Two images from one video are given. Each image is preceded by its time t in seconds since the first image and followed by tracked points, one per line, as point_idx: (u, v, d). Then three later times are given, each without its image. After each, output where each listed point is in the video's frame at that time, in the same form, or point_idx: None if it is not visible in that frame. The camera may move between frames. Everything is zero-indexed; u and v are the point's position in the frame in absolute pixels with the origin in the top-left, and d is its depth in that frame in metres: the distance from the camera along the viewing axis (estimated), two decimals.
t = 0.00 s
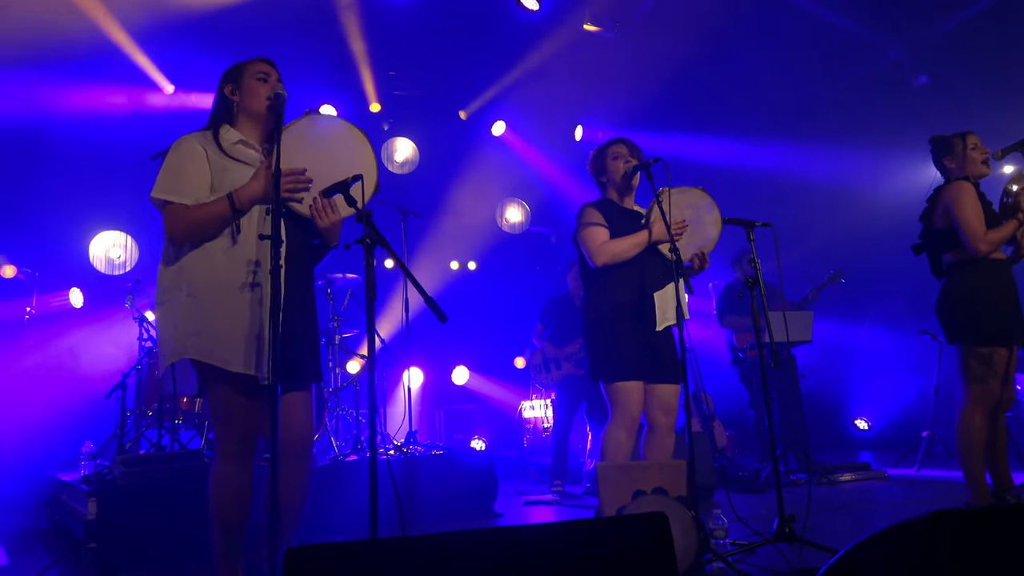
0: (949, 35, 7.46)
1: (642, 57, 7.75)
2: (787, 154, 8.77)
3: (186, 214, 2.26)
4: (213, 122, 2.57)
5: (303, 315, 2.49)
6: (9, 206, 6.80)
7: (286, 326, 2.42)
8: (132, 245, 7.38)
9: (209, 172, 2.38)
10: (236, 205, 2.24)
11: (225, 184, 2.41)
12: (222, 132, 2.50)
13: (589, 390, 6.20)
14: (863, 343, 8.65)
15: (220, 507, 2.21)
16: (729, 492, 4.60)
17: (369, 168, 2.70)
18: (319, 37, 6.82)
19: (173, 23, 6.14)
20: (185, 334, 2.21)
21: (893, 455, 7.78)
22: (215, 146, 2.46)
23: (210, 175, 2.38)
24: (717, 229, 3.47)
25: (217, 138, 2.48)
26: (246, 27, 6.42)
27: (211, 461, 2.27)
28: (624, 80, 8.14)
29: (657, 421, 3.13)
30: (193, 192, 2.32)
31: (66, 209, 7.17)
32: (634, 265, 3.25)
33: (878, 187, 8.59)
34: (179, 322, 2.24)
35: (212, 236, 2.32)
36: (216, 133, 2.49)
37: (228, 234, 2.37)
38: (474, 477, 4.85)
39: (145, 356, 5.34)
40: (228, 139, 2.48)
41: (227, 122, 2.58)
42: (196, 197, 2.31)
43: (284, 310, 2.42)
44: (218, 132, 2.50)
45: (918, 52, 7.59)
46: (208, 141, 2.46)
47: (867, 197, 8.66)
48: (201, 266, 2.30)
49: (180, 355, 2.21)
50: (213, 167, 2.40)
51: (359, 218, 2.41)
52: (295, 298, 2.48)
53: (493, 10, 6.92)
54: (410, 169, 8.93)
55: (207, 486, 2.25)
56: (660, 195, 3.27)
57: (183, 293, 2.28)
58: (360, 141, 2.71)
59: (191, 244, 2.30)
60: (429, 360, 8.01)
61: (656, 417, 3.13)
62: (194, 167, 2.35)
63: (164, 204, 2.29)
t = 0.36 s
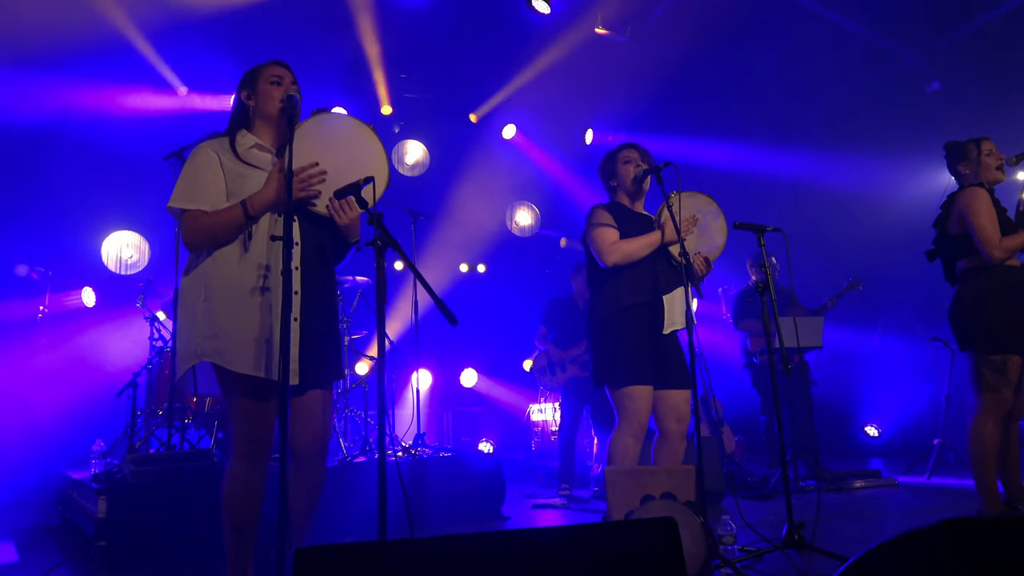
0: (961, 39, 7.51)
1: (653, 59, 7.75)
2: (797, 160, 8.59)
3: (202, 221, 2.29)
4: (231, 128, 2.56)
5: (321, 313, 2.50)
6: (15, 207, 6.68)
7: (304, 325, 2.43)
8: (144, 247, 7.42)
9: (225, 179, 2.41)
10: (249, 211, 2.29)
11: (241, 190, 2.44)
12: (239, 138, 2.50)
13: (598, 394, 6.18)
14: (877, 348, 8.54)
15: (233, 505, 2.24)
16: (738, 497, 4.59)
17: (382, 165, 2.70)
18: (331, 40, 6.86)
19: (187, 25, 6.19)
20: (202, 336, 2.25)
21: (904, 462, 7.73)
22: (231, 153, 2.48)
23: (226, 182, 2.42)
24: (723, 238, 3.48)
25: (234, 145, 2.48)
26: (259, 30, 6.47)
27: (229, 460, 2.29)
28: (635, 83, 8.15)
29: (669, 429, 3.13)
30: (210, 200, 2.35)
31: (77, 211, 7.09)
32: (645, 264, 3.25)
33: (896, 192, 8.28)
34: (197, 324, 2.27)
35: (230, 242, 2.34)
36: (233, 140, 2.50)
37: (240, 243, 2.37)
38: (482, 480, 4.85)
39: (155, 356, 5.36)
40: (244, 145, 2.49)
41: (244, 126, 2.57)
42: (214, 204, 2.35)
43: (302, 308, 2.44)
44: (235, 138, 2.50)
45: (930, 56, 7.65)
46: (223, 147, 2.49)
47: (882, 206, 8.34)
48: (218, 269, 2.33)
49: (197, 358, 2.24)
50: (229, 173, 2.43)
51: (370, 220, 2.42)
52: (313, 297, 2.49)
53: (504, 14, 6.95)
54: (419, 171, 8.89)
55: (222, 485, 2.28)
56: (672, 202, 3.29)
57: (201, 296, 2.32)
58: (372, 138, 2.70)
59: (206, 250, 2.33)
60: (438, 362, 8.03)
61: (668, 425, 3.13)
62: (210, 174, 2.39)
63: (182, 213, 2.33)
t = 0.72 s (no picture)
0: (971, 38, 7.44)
1: (662, 60, 7.76)
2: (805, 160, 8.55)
3: (225, 221, 2.35)
4: (253, 134, 2.64)
5: (341, 316, 2.53)
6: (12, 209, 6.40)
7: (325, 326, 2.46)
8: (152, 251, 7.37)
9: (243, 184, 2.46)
10: (259, 206, 2.35)
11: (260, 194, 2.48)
12: (259, 144, 2.57)
13: (607, 395, 6.18)
14: (889, 350, 8.42)
15: (248, 507, 2.28)
16: (748, 500, 4.56)
17: (397, 161, 2.65)
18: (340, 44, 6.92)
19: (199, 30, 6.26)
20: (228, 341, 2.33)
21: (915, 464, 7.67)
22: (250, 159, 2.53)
23: (245, 188, 2.46)
24: (735, 234, 3.44)
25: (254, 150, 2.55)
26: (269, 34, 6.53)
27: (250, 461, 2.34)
28: (642, 84, 8.17)
29: (677, 429, 3.12)
30: (229, 204, 2.40)
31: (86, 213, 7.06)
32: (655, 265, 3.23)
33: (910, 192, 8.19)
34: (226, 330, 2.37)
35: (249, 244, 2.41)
36: (253, 146, 2.56)
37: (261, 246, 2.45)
38: (490, 483, 4.84)
39: (165, 359, 5.37)
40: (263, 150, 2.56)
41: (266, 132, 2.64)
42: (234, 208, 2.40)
43: (322, 311, 2.47)
44: (255, 145, 2.57)
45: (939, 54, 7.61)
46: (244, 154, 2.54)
47: (893, 211, 8.28)
48: (242, 276, 2.41)
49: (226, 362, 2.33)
50: (247, 179, 2.48)
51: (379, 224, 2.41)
52: (333, 300, 2.51)
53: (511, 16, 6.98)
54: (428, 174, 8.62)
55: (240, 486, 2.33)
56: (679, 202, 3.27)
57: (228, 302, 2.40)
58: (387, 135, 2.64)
59: (231, 256, 2.42)
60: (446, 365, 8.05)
61: (677, 425, 3.12)
62: (229, 180, 2.44)
63: (207, 219, 2.38)
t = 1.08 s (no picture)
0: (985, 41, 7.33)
1: (672, 64, 7.77)
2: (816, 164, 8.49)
3: (240, 237, 2.38)
4: (274, 138, 2.63)
5: (362, 322, 2.56)
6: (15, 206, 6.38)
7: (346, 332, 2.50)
8: (162, 249, 7.35)
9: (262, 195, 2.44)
10: (273, 208, 2.43)
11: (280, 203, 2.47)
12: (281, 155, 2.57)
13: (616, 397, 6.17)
14: (899, 358, 8.35)
15: (257, 511, 2.30)
16: (755, 505, 4.53)
17: (415, 173, 2.72)
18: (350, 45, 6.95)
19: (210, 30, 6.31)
20: (247, 344, 2.37)
21: (924, 471, 7.62)
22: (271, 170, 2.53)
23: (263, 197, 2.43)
24: (749, 230, 3.40)
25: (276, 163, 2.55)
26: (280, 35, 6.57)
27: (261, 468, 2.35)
28: (651, 86, 8.18)
29: (682, 430, 3.10)
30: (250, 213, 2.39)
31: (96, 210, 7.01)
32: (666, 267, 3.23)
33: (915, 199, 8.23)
34: (243, 333, 2.40)
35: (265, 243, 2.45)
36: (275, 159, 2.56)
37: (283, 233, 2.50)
38: (496, 484, 4.83)
39: (173, 357, 5.38)
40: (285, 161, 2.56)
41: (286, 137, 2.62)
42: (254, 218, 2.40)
43: (342, 316, 2.50)
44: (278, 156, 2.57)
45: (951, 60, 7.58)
46: (264, 167, 2.52)
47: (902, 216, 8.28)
48: (259, 280, 2.45)
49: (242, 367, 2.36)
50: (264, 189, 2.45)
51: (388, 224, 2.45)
52: (353, 305, 2.55)
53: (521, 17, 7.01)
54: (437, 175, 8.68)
55: (251, 491, 2.34)
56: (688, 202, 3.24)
57: (246, 305, 2.45)
58: (407, 148, 2.72)
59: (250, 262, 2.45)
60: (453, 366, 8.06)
61: (680, 426, 3.10)
62: (251, 191, 2.42)
63: (226, 229, 2.37)
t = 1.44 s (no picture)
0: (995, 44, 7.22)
1: (680, 67, 7.81)
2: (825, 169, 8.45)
3: (258, 241, 2.39)
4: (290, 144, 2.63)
5: (376, 329, 2.58)
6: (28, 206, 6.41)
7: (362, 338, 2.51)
8: (171, 251, 7.38)
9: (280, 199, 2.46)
10: (293, 215, 2.44)
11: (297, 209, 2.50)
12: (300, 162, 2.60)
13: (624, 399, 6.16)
14: (910, 361, 8.30)
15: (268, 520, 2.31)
16: (763, 508, 4.52)
17: (432, 181, 2.74)
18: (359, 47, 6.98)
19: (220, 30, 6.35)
20: (268, 351, 2.39)
21: (933, 475, 7.58)
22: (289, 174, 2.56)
23: (281, 202, 2.45)
24: (753, 244, 3.41)
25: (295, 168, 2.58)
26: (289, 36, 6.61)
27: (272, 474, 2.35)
28: (659, 88, 8.19)
29: (693, 434, 3.09)
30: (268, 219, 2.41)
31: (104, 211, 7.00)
32: (673, 273, 3.25)
33: (923, 201, 8.15)
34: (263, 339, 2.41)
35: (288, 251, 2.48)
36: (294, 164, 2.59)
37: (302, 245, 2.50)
38: (504, 486, 4.83)
39: (183, 357, 5.41)
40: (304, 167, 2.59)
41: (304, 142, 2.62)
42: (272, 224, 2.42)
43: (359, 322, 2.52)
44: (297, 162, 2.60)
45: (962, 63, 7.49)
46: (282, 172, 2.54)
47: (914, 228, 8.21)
48: (278, 287, 2.46)
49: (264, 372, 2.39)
50: (282, 193, 2.47)
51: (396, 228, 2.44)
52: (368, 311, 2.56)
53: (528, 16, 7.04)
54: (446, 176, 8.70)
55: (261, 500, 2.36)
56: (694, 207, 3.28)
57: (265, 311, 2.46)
58: (426, 157, 2.77)
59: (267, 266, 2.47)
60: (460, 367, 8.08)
61: (693, 430, 3.09)
62: (269, 196, 2.44)
63: (244, 234, 2.40)
